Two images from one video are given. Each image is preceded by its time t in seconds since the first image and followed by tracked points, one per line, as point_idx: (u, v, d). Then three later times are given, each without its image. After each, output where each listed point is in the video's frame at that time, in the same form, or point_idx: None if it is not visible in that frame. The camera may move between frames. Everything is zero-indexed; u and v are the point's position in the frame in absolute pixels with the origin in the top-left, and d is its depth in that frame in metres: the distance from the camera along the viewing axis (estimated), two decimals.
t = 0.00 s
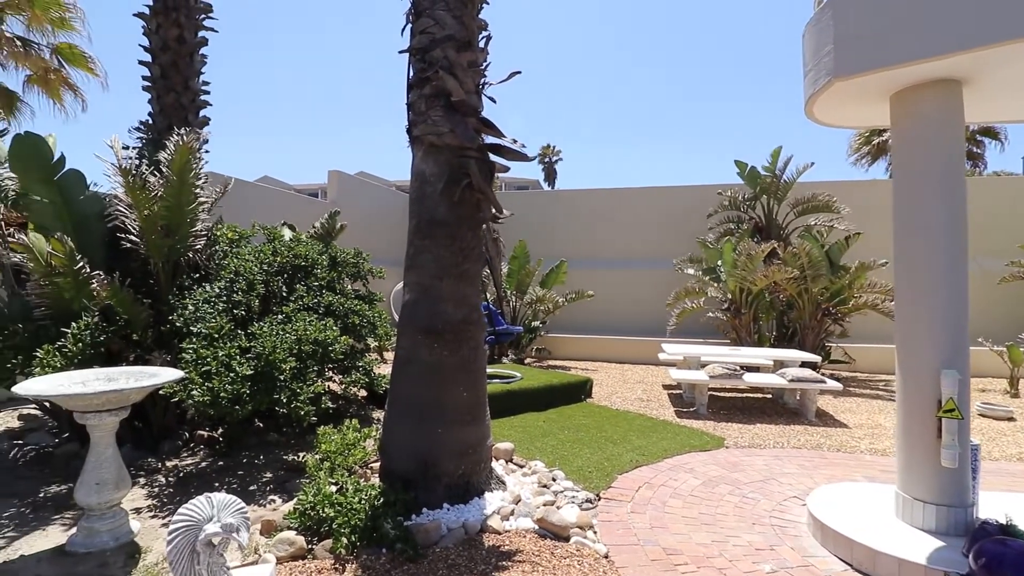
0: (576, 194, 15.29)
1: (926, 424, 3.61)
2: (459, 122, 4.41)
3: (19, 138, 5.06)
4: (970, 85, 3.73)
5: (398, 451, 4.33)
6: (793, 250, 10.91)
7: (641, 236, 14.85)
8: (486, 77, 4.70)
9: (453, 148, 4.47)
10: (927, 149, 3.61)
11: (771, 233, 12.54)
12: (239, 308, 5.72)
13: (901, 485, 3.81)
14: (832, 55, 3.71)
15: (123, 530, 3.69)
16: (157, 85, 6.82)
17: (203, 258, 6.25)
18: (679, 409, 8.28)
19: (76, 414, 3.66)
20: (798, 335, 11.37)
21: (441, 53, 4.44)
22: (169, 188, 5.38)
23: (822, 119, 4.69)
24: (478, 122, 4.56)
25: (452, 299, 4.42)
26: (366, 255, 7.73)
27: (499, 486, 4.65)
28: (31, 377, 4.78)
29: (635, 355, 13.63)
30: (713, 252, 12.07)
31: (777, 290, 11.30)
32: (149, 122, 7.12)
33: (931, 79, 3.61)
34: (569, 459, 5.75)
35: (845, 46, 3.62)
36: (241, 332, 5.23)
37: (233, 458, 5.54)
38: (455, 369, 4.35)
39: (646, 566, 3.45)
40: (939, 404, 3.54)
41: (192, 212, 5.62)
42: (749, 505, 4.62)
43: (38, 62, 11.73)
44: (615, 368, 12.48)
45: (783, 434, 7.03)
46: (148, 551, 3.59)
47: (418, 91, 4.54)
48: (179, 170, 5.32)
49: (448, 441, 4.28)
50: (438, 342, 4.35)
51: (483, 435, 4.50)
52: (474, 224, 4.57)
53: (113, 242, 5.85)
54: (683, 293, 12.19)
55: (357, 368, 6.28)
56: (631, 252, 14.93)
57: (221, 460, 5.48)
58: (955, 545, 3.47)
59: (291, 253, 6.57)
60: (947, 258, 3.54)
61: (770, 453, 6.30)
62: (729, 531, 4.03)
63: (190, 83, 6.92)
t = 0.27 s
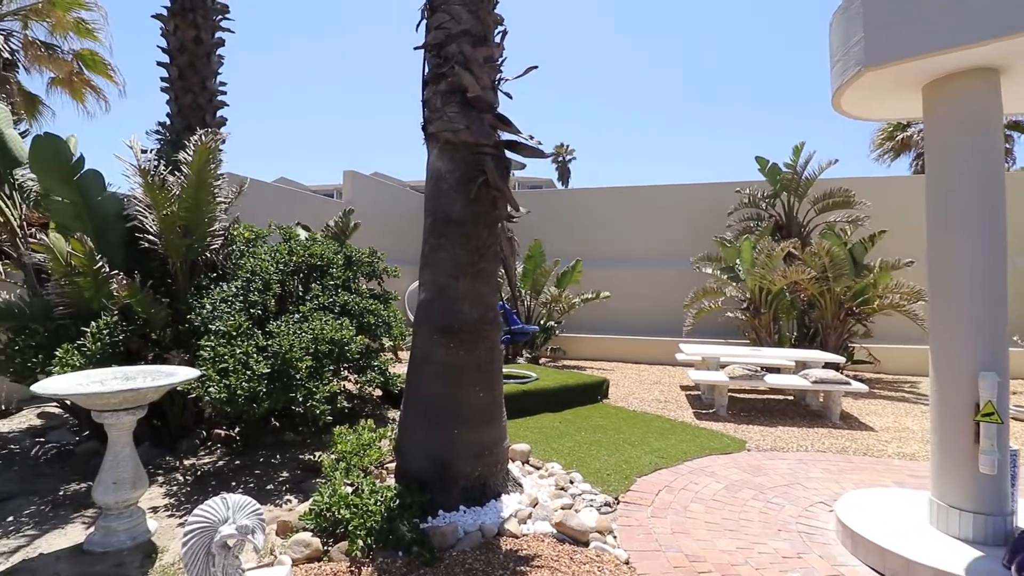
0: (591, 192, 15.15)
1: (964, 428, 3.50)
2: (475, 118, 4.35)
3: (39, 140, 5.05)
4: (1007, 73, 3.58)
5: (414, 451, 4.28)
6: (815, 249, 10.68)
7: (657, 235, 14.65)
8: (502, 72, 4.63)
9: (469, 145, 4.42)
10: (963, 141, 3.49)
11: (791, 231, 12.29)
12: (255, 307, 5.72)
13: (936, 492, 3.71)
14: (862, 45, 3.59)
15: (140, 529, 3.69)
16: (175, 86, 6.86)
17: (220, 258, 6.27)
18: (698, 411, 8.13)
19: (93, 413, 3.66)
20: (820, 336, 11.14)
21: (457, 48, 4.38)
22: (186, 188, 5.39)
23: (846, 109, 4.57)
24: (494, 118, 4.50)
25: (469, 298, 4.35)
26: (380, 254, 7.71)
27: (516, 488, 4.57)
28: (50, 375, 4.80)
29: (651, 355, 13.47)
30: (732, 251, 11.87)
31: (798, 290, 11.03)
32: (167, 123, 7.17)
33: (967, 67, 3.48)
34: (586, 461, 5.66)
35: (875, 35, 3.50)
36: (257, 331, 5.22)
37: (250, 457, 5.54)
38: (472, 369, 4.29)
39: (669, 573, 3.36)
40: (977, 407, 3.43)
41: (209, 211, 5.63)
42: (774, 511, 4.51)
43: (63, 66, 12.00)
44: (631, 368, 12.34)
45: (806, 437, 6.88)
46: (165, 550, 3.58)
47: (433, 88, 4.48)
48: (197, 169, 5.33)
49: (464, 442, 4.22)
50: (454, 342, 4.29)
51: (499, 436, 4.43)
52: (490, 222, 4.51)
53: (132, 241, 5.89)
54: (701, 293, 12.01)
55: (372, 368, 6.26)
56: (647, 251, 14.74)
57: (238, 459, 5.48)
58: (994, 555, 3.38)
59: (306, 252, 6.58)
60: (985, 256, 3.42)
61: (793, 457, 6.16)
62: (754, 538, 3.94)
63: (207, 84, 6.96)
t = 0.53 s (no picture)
0: (602, 190, 15.02)
1: (997, 432, 3.36)
2: (486, 113, 4.26)
3: (49, 138, 5.03)
4: None
5: (424, 453, 4.19)
6: (831, 247, 10.49)
7: (669, 234, 14.48)
8: (513, 66, 4.53)
9: (480, 141, 4.32)
10: (995, 133, 3.36)
11: (807, 229, 12.08)
12: (264, 306, 5.67)
13: (965, 499, 3.57)
14: (888, 34, 3.47)
15: (147, 531, 3.63)
16: (185, 83, 6.83)
17: (229, 257, 6.23)
18: (713, 412, 7.99)
19: (100, 413, 3.60)
20: (835, 336, 10.94)
21: (468, 42, 4.29)
22: (195, 186, 5.35)
23: (870, 100, 4.44)
24: (506, 113, 4.41)
25: (479, 297, 4.26)
26: (390, 253, 7.65)
27: (528, 492, 4.47)
28: (59, 374, 4.76)
29: (663, 356, 13.32)
30: (746, 250, 11.69)
31: (813, 289, 10.97)
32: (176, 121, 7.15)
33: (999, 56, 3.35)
34: (599, 463, 5.57)
35: (903, 23, 3.37)
36: (265, 331, 5.16)
37: (258, 458, 5.49)
38: (482, 369, 4.20)
39: None
40: (1011, 410, 3.29)
41: (218, 209, 5.58)
42: (793, 517, 4.41)
43: (75, 67, 12.00)
44: (643, 368, 12.21)
45: (824, 440, 6.74)
46: (172, 553, 3.52)
47: (444, 82, 4.40)
48: (206, 167, 5.28)
49: (475, 444, 4.12)
50: (465, 341, 4.20)
51: (511, 437, 4.33)
52: (502, 219, 4.41)
53: (141, 240, 5.86)
54: (714, 293, 11.85)
55: (381, 368, 6.19)
56: (658, 250, 14.58)
57: (246, 459, 5.44)
58: None
59: (316, 251, 6.54)
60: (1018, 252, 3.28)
61: (811, 461, 6.03)
62: (774, 545, 3.86)
63: (217, 82, 6.92)
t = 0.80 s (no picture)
0: (605, 189, 14.91)
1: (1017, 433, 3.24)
2: (489, 107, 4.15)
3: (43, 134, 4.93)
4: None
5: (426, 456, 4.09)
6: (837, 246, 10.36)
7: (673, 232, 14.35)
8: (517, 60, 4.42)
9: (483, 135, 4.22)
10: (1016, 125, 3.25)
11: (813, 227, 11.95)
12: (263, 305, 5.57)
13: (983, 503, 3.47)
14: (905, 23, 3.35)
15: (142, 537, 3.53)
16: (183, 80, 6.74)
17: (228, 255, 6.14)
18: (719, 413, 7.87)
19: (93, 415, 3.50)
20: (842, 336, 10.82)
21: (471, 35, 4.19)
22: (194, 183, 5.25)
23: (884, 94, 4.32)
24: (510, 107, 4.30)
25: (483, 295, 4.16)
26: (391, 252, 7.56)
27: (533, 495, 4.37)
28: (53, 374, 4.66)
29: (667, 356, 13.20)
30: (751, 248, 11.57)
31: (819, 289, 10.77)
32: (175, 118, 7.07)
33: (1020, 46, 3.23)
34: (604, 465, 5.46)
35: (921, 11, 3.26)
36: (264, 330, 5.06)
37: (257, 460, 5.39)
38: (485, 369, 4.09)
39: None
40: None
41: (217, 206, 5.49)
42: (805, 522, 4.31)
43: (74, 65, 11.96)
44: (647, 368, 12.09)
45: (833, 441, 6.63)
46: (167, 559, 3.42)
47: (447, 76, 4.29)
48: (203, 163, 5.18)
49: (478, 446, 4.02)
50: (467, 341, 4.10)
51: (515, 439, 4.23)
52: (505, 216, 4.31)
53: (139, 238, 5.76)
54: (719, 292, 11.72)
55: (383, 368, 6.11)
56: (661, 249, 14.45)
57: (245, 461, 5.34)
58: None
59: (316, 249, 6.44)
60: None
61: (821, 463, 5.91)
62: (787, 551, 3.76)
63: (216, 78, 6.83)
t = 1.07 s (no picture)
0: (607, 187, 14.77)
1: None
2: (490, 97, 4.01)
3: (31, 127, 4.81)
4: None
5: (425, 458, 3.95)
6: (843, 243, 10.21)
7: (676, 230, 14.20)
8: (519, 50, 4.29)
9: (484, 127, 4.08)
10: None
11: (818, 225, 11.79)
12: (259, 303, 5.44)
13: (1003, 507, 3.33)
14: (922, 8, 3.21)
15: (129, 543, 3.40)
16: (178, 74, 6.60)
17: (224, 253, 6.02)
18: (724, 413, 7.73)
19: (78, 417, 3.37)
20: (848, 335, 10.68)
21: (471, 23, 4.05)
22: (187, 178, 5.12)
23: (898, 83, 4.18)
24: (511, 99, 4.16)
25: (483, 292, 4.02)
26: (391, 250, 7.43)
27: (535, 499, 4.23)
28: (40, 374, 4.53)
29: (670, 355, 13.06)
30: (755, 246, 11.42)
31: (825, 286, 10.66)
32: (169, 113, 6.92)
33: None
34: (608, 467, 5.33)
35: None
36: (259, 329, 4.93)
37: (253, 462, 5.27)
38: (486, 369, 3.96)
39: None
40: None
41: (211, 202, 5.36)
42: (816, 526, 4.17)
43: (71, 62, 11.80)
44: (649, 368, 11.94)
45: (841, 442, 6.49)
46: (155, 567, 3.29)
47: (446, 66, 4.16)
48: (197, 158, 5.05)
49: (479, 448, 3.88)
50: (468, 339, 3.96)
51: (517, 441, 4.09)
52: (507, 211, 4.18)
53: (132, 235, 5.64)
54: (722, 290, 11.57)
55: (382, 367, 5.99)
56: (664, 247, 14.31)
57: (241, 464, 5.21)
58: None
59: (313, 246, 6.32)
60: None
61: (830, 465, 5.77)
62: (800, 557, 3.63)
63: (212, 72, 6.69)
